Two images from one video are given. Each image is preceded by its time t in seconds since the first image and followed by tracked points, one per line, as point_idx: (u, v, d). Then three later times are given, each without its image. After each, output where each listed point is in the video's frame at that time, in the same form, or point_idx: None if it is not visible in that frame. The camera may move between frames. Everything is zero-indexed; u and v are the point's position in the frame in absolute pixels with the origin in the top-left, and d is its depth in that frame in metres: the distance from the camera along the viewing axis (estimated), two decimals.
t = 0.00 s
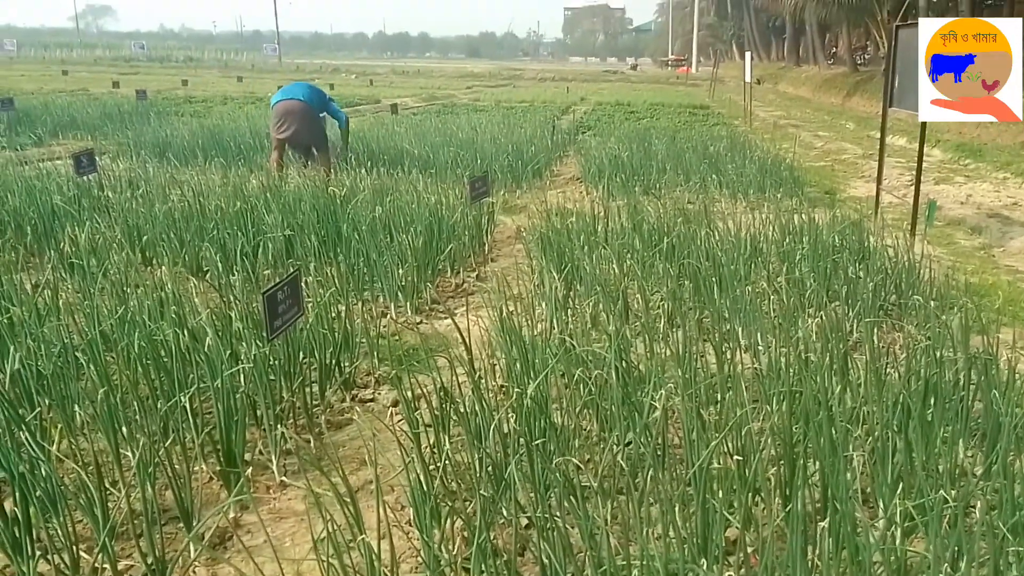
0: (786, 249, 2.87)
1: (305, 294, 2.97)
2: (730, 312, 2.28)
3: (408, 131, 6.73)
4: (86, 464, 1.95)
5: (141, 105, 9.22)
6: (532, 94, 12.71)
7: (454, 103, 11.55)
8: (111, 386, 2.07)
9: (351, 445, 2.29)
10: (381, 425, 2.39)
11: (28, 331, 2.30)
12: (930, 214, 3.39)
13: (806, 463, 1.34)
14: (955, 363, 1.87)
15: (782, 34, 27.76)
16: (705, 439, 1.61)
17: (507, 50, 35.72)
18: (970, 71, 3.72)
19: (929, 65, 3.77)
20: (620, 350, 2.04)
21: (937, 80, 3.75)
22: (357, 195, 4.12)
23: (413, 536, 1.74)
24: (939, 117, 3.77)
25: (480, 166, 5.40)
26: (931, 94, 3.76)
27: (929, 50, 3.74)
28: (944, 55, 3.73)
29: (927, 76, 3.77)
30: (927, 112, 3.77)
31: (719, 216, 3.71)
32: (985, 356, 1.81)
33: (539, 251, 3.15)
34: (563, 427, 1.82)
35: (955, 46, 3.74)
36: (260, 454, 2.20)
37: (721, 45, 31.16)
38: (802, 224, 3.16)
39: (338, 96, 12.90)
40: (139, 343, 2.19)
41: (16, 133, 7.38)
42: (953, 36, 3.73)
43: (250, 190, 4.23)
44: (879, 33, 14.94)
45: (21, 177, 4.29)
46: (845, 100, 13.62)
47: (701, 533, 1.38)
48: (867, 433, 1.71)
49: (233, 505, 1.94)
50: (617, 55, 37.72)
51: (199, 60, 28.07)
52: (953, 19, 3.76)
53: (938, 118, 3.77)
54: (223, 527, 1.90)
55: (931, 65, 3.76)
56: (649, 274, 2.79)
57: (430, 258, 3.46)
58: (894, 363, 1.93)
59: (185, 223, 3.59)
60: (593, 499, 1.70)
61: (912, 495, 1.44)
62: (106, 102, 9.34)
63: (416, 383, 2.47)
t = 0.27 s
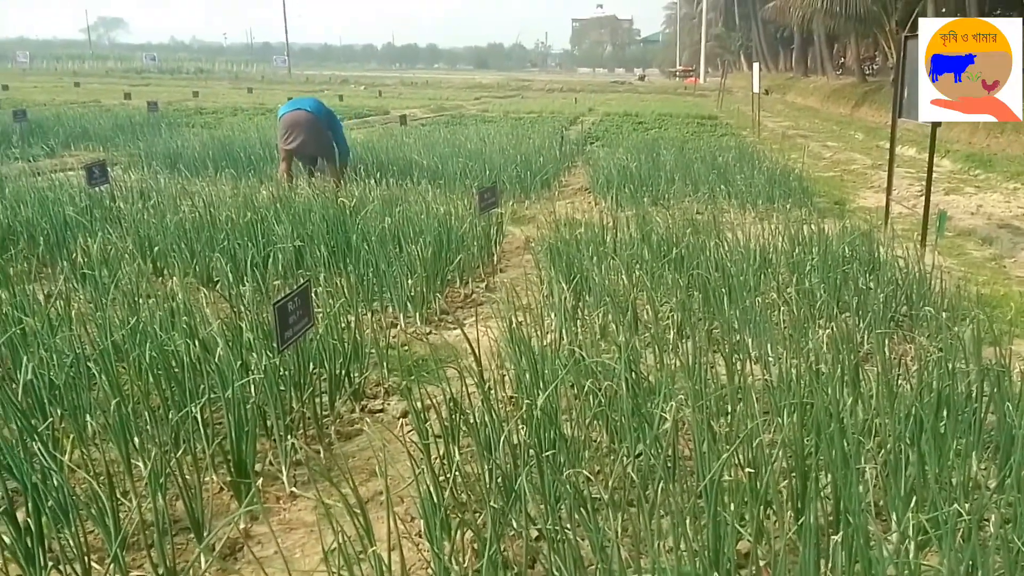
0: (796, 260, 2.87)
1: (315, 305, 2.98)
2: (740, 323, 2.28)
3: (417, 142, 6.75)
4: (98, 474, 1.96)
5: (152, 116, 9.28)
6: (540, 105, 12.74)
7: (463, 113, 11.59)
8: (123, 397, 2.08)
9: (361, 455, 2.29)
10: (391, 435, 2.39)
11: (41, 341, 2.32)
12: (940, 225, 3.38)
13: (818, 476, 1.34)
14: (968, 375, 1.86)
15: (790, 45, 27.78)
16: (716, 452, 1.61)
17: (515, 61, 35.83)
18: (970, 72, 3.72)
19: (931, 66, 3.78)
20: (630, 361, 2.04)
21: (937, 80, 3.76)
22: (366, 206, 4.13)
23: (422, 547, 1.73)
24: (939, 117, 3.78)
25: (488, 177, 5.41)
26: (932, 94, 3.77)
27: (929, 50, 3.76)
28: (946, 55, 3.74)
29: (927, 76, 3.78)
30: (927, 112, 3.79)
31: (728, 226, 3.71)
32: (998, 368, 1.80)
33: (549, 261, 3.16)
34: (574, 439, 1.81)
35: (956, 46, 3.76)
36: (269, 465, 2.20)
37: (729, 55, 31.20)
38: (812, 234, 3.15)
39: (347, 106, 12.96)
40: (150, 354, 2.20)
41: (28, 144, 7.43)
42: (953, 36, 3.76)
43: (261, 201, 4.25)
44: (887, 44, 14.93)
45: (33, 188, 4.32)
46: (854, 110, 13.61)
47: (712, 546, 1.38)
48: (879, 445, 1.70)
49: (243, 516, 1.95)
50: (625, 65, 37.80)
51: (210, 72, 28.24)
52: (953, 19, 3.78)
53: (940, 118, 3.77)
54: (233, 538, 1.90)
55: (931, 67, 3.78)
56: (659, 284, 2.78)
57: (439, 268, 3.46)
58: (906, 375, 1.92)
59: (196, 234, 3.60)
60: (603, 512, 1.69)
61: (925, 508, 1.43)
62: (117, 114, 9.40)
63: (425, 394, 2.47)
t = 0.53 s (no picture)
0: (813, 266, 2.86)
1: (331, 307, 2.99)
2: (757, 329, 2.27)
3: (433, 146, 6.77)
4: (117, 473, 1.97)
5: (171, 119, 9.36)
6: (555, 110, 12.75)
7: (478, 118, 11.61)
8: (142, 398, 2.10)
9: (376, 457, 2.30)
10: (406, 439, 2.39)
11: (62, 342, 2.34)
12: (959, 231, 3.36)
13: (836, 483, 1.33)
14: (988, 382, 1.85)
15: (807, 51, 27.67)
16: (733, 457, 1.60)
17: (531, 66, 35.87)
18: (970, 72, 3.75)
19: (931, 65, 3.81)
20: (646, 366, 2.03)
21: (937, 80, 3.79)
22: (382, 209, 4.14)
23: (438, 550, 1.74)
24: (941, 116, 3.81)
25: (503, 181, 5.42)
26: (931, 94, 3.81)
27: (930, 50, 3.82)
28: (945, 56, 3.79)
29: (927, 76, 3.80)
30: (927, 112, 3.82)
31: (744, 231, 3.70)
32: (1019, 376, 1.79)
33: (564, 265, 3.16)
34: (590, 443, 1.81)
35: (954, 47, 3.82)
36: (286, 467, 2.21)
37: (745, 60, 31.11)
38: (829, 240, 3.14)
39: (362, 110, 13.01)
40: (169, 355, 2.22)
41: (48, 146, 7.51)
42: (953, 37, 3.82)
43: (278, 204, 4.28)
44: (905, 50, 14.85)
45: (54, 190, 4.37)
46: (871, 116, 13.54)
47: (729, 551, 1.37)
48: (897, 452, 1.69)
49: (260, 517, 1.96)
50: (640, 70, 37.76)
51: (227, 76, 28.45)
52: (952, 19, 3.83)
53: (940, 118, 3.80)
54: (250, 538, 1.91)
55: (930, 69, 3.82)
56: (675, 289, 2.78)
57: (454, 272, 3.47)
58: (925, 383, 1.91)
59: (214, 236, 3.63)
60: (620, 517, 1.69)
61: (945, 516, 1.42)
62: (136, 117, 9.49)
63: (441, 397, 2.47)
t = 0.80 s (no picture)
0: (843, 269, 2.82)
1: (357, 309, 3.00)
2: (787, 333, 2.24)
3: (458, 148, 6.77)
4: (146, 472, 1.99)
5: (198, 122, 9.44)
6: (580, 111, 12.73)
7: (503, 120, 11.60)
8: (171, 398, 2.12)
9: (402, 459, 2.30)
10: (431, 441, 2.39)
11: (93, 342, 2.37)
12: (994, 234, 3.30)
13: (870, 491, 1.31)
14: None
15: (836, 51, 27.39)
16: (764, 463, 1.58)
17: (555, 68, 35.84)
18: (971, 69, 3.70)
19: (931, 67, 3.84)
20: (674, 370, 2.02)
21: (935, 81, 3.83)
22: (407, 211, 4.15)
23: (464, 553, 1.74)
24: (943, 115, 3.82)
25: (529, 182, 5.41)
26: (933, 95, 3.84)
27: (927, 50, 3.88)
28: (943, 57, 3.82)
29: (927, 76, 3.83)
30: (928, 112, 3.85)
31: (772, 234, 3.66)
32: None
33: (590, 267, 3.14)
34: (617, 448, 1.80)
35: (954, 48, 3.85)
36: (312, 467, 2.22)
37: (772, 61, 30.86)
38: (860, 243, 3.09)
39: (387, 112, 13.06)
40: (197, 355, 2.23)
41: (79, 149, 7.61)
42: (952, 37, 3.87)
43: (303, 206, 4.30)
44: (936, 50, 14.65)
45: (84, 192, 4.43)
46: (902, 117, 13.36)
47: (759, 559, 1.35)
48: (932, 460, 1.66)
49: (287, 518, 1.97)
50: (666, 71, 37.59)
51: (256, 78, 28.74)
52: (954, 19, 3.87)
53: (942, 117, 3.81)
54: (278, 539, 1.92)
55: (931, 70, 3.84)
56: (702, 293, 2.75)
57: (480, 274, 3.46)
58: (960, 390, 1.87)
59: (241, 237, 3.66)
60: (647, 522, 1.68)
61: (982, 526, 1.39)
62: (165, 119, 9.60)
63: (466, 400, 2.47)
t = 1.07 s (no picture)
0: (878, 272, 2.78)
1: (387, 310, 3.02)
2: (820, 335, 2.22)
3: (487, 149, 6.78)
4: (183, 468, 2.03)
5: (231, 124, 9.56)
6: (609, 112, 12.69)
7: (531, 121, 11.60)
8: (207, 396, 2.16)
9: (432, 458, 2.31)
10: (461, 441, 2.40)
11: (131, 341, 2.41)
12: None
13: (905, 494, 1.30)
14: None
15: (869, 50, 27.03)
16: (796, 466, 1.58)
17: (584, 69, 35.77)
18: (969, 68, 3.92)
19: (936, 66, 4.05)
20: (706, 371, 2.01)
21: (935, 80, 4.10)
22: (437, 212, 4.17)
23: (495, 551, 1.75)
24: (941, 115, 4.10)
25: (558, 183, 5.40)
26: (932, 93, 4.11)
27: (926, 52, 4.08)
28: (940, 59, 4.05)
29: (928, 76, 4.08)
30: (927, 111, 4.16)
31: (805, 235, 3.62)
32: None
33: (619, 268, 3.14)
34: (649, 448, 1.80)
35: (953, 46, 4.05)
36: (344, 466, 2.24)
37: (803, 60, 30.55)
38: (895, 244, 3.05)
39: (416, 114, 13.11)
40: (232, 354, 2.27)
41: (115, 151, 7.74)
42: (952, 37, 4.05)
43: (334, 207, 4.34)
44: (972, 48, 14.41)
45: (121, 193, 4.50)
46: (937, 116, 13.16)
47: (793, 560, 1.35)
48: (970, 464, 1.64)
49: (320, 515, 1.99)
50: (695, 71, 37.35)
51: (285, 81, 29.02)
52: (954, 19, 4.06)
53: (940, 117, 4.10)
54: (311, 535, 1.94)
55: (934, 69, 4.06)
56: (733, 294, 2.74)
57: (509, 274, 3.47)
58: (999, 393, 1.84)
59: (274, 238, 3.70)
60: (679, 523, 1.67)
61: (1021, 533, 1.37)
62: (198, 122, 9.72)
63: (496, 400, 2.47)
